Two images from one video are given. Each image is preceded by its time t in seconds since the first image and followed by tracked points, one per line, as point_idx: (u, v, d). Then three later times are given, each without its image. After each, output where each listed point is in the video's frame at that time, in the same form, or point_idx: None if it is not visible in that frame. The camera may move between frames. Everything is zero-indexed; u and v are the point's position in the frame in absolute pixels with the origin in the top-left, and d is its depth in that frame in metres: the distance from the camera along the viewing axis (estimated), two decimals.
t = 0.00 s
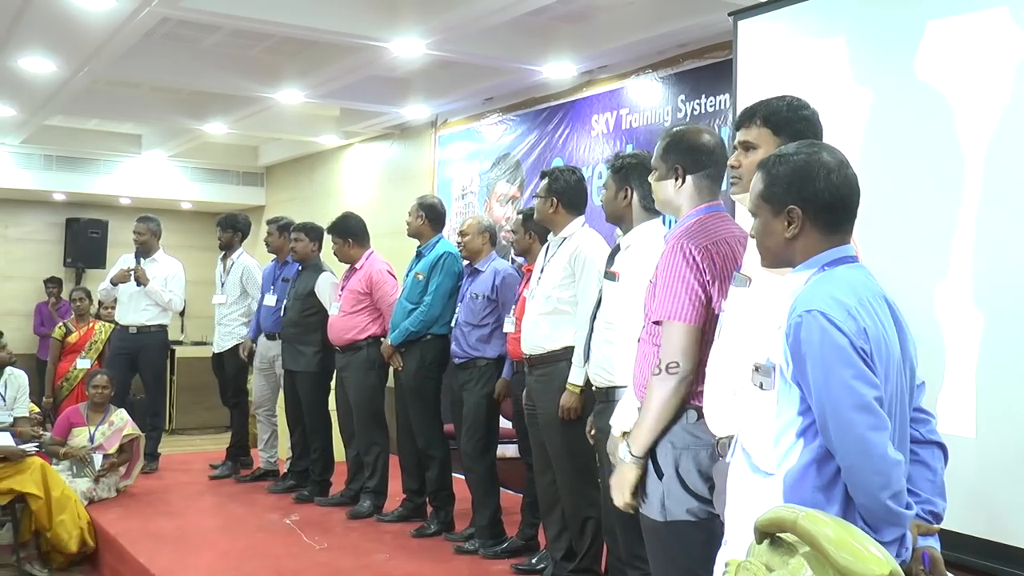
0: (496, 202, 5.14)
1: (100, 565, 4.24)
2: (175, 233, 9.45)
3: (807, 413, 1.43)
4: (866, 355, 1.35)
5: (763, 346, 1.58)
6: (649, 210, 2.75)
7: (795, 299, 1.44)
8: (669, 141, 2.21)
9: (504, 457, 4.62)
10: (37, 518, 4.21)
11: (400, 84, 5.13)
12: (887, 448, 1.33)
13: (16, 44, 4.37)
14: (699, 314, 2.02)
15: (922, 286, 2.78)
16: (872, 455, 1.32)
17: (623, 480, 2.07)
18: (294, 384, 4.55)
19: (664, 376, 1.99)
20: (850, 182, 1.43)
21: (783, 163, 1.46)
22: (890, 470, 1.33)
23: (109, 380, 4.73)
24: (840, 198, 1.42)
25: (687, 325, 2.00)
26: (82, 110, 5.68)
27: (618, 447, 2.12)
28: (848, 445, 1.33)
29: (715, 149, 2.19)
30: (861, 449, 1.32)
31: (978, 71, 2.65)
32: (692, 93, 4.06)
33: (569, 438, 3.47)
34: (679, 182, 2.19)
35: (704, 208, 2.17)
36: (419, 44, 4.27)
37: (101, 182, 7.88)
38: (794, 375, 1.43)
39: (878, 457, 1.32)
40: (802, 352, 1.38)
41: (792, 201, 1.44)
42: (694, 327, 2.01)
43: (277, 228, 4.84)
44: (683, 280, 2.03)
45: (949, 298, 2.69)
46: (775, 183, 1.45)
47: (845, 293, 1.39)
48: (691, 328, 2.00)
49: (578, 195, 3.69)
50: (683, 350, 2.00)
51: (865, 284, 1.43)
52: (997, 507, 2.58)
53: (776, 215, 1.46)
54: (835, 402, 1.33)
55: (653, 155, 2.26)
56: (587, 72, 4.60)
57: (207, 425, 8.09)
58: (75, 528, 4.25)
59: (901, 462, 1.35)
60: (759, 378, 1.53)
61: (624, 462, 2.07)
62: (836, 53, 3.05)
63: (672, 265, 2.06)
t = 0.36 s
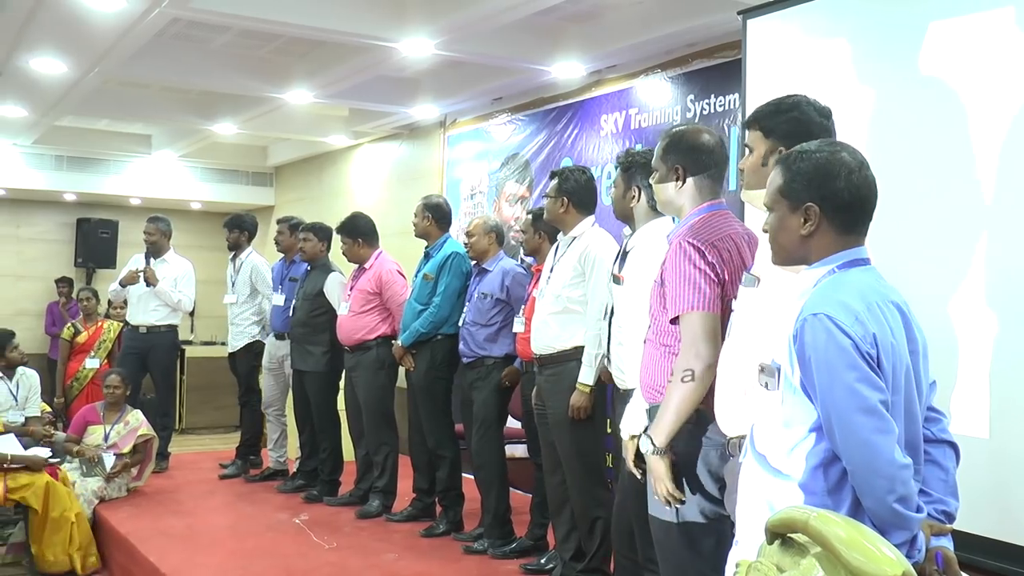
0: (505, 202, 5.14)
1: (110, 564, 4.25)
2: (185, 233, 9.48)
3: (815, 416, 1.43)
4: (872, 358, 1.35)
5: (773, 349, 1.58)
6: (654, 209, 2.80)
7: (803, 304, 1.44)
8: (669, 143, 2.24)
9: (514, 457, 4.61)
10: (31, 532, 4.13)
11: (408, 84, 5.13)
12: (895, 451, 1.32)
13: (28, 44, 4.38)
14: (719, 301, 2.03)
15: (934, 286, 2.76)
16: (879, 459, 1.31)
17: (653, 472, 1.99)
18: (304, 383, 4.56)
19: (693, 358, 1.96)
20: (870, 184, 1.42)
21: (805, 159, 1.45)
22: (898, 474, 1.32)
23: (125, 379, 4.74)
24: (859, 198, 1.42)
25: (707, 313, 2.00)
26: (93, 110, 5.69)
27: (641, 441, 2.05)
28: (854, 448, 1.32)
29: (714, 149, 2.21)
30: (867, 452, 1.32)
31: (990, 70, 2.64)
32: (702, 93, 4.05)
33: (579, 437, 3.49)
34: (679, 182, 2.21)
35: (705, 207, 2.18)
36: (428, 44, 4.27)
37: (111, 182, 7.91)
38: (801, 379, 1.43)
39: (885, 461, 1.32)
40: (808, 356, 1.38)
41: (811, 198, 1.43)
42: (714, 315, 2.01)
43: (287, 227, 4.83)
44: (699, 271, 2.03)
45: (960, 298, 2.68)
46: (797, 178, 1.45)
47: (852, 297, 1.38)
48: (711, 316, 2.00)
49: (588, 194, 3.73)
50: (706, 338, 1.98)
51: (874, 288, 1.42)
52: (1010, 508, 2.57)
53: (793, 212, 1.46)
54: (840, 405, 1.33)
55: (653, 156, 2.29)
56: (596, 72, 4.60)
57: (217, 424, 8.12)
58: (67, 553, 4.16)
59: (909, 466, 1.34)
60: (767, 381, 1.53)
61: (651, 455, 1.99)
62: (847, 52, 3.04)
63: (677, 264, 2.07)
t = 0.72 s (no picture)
0: (517, 201, 5.13)
1: (123, 563, 4.26)
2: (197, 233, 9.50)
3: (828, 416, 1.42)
4: (886, 358, 1.34)
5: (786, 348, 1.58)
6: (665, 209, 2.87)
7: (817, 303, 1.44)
8: (675, 145, 2.26)
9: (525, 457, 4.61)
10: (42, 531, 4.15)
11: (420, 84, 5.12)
12: (909, 451, 1.32)
13: (41, 45, 4.40)
14: (727, 301, 2.02)
15: (949, 285, 2.75)
16: (893, 459, 1.31)
17: (658, 476, 2.02)
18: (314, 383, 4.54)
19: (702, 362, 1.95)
20: (884, 184, 1.42)
21: (819, 158, 1.44)
22: (912, 474, 1.32)
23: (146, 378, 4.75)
24: (872, 199, 1.41)
25: (714, 316, 1.99)
26: (107, 110, 5.72)
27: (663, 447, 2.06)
28: (868, 447, 1.32)
29: (720, 149, 2.22)
30: (881, 451, 1.31)
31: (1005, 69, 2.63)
32: (714, 92, 4.05)
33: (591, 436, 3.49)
34: (687, 183, 2.23)
35: (714, 207, 2.19)
36: (439, 44, 4.27)
37: (125, 182, 7.94)
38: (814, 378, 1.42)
39: (898, 461, 1.31)
40: (822, 355, 1.37)
41: (822, 198, 1.43)
42: (720, 318, 2.00)
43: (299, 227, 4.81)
44: (708, 272, 2.02)
45: (976, 297, 2.67)
46: (810, 176, 1.44)
47: (866, 296, 1.38)
48: (717, 318, 2.00)
49: (602, 193, 3.75)
50: (711, 341, 1.98)
51: (888, 288, 1.42)
52: None
53: (805, 211, 1.45)
54: (854, 405, 1.32)
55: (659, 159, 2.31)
56: (608, 71, 4.59)
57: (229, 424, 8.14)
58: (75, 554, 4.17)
59: (923, 467, 1.33)
60: (779, 380, 1.53)
61: (665, 462, 2.01)
62: (860, 51, 3.03)
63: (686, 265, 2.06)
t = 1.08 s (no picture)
0: (540, 201, 5.12)
1: (149, 561, 4.29)
2: (220, 233, 9.56)
3: (854, 419, 1.41)
4: (913, 359, 1.33)
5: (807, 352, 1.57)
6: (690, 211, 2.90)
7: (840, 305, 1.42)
8: (698, 144, 2.27)
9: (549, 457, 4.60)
10: (71, 526, 4.18)
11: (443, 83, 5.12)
12: (939, 453, 1.30)
13: (68, 47, 4.44)
14: (760, 305, 2.02)
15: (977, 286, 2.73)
16: (923, 461, 1.30)
17: (686, 481, 2.04)
18: (337, 381, 4.54)
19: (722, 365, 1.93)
20: (886, 178, 1.42)
21: (818, 163, 1.45)
22: (942, 477, 1.30)
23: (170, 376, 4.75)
24: (877, 193, 1.41)
25: (745, 319, 2.00)
26: (133, 110, 5.76)
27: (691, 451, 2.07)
28: (898, 449, 1.30)
29: (742, 147, 2.24)
30: (910, 454, 1.30)
31: None
32: (737, 91, 4.03)
33: (616, 436, 3.49)
34: (712, 183, 2.23)
35: (740, 207, 2.18)
36: (463, 44, 4.27)
37: (149, 182, 8.00)
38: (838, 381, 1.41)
39: (929, 464, 1.30)
40: (848, 357, 1.35)
41: (831, 201, 1.42)
42: (750, 321, 2.01)
43: (324, 226, 4.75)
44: (742, 275, 2.01)
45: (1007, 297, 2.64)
46: (812, 183, 1.44)
47: (890, 296, 1.36)
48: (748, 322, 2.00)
49: (626, 193, 3.74)
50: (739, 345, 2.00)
51: (912, 287, 1.40)
52: None
53: (816, 216, 1.44)
54: (882, 407, 1.31)
55: (682, 159, 2.32)
56: (631, 70, 4.57)
57: (253, 422, 8.19)
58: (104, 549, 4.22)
59: (954, 469, 1.32)
60: (802, 383, 1.51)
61: (693, 467, 2.02)
62: (888, 49, 3.00)
63: (723, 264, 2.05)
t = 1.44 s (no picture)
0: (562, 201, 5.12)
1: (173, 559, 4.32)
2: (243, 233, 9.61)
3: (880, 436, 1.40)
4: (928, 364, 1.33)
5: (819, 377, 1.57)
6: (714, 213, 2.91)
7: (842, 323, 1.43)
8: (725, 147, 2.31)
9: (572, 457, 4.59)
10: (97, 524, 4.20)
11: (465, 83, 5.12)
12: (973, 455, 1.30)
13: (94, 50, 4.48)
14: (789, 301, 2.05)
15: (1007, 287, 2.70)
16: (959, 465, 1.29)
17: (732, 480, 2.04)
18: (361, 381, 4.55)
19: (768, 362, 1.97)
20: (802, 210, 1.55)
21: (749, 235, 1.53)
22: (981, 480, 1.29)
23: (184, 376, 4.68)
24: (809, 222, 1.53)
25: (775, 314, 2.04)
26: (158, 111, 5.80)
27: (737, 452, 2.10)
28: (931, 459, 1.30)
29: (771, 149, 2.29)
30: (946, 462, 1.29)
31: None
32: (761, 90, 4.02)
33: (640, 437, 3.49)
34: (742, 183, 2.28)
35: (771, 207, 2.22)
36: (486, 44, 4.28)
37: (172, 183, 8.06)
38: (857, 399, 1.40)
39: (965, 468, 1.29)
40: (862, 374, 1.35)
41: (788, 251, 1.51)
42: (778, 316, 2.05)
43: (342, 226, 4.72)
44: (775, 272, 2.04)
45: None
46: (754, 259, 1.52)
47: (891, 306, 1.37)
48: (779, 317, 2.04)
49: (650, 193, 3.74)
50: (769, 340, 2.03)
51: (910, 292, 1.41)
52: None
53: (788, 270, 1.51)
54: (907, 419, 1.30)
55: (710, 160, 2.36)
56: (654, 69, 4.56)
57: (275, 422, 8.23)
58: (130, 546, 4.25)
59: (991, 469, 1.31)
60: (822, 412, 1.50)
61: (738, 465, 2.04)
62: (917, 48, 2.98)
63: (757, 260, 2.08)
